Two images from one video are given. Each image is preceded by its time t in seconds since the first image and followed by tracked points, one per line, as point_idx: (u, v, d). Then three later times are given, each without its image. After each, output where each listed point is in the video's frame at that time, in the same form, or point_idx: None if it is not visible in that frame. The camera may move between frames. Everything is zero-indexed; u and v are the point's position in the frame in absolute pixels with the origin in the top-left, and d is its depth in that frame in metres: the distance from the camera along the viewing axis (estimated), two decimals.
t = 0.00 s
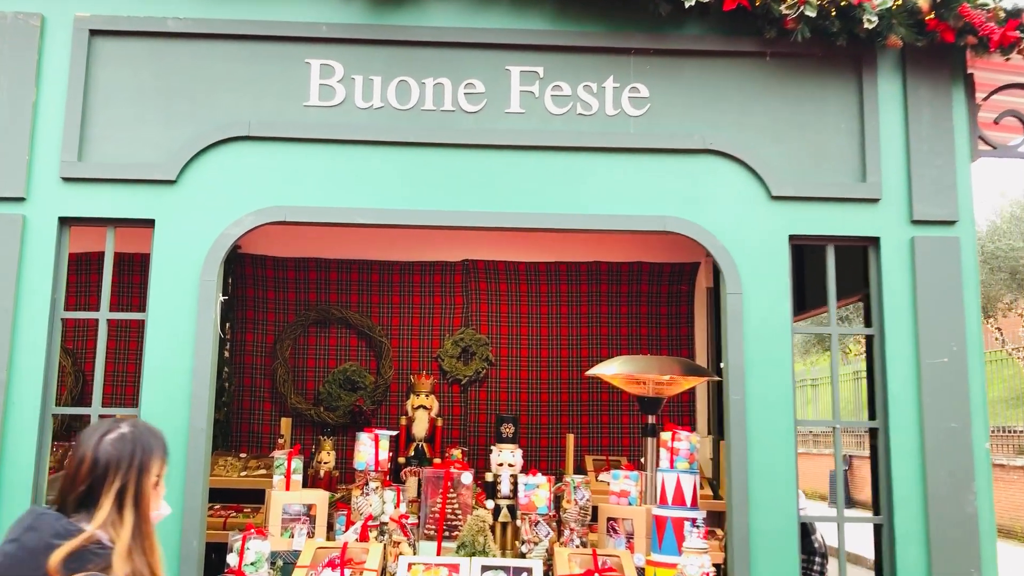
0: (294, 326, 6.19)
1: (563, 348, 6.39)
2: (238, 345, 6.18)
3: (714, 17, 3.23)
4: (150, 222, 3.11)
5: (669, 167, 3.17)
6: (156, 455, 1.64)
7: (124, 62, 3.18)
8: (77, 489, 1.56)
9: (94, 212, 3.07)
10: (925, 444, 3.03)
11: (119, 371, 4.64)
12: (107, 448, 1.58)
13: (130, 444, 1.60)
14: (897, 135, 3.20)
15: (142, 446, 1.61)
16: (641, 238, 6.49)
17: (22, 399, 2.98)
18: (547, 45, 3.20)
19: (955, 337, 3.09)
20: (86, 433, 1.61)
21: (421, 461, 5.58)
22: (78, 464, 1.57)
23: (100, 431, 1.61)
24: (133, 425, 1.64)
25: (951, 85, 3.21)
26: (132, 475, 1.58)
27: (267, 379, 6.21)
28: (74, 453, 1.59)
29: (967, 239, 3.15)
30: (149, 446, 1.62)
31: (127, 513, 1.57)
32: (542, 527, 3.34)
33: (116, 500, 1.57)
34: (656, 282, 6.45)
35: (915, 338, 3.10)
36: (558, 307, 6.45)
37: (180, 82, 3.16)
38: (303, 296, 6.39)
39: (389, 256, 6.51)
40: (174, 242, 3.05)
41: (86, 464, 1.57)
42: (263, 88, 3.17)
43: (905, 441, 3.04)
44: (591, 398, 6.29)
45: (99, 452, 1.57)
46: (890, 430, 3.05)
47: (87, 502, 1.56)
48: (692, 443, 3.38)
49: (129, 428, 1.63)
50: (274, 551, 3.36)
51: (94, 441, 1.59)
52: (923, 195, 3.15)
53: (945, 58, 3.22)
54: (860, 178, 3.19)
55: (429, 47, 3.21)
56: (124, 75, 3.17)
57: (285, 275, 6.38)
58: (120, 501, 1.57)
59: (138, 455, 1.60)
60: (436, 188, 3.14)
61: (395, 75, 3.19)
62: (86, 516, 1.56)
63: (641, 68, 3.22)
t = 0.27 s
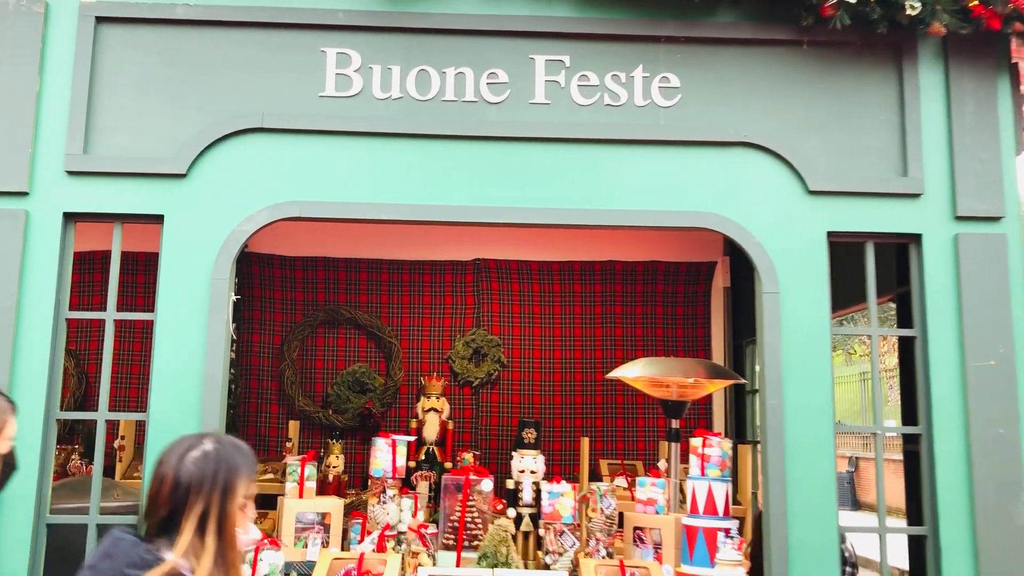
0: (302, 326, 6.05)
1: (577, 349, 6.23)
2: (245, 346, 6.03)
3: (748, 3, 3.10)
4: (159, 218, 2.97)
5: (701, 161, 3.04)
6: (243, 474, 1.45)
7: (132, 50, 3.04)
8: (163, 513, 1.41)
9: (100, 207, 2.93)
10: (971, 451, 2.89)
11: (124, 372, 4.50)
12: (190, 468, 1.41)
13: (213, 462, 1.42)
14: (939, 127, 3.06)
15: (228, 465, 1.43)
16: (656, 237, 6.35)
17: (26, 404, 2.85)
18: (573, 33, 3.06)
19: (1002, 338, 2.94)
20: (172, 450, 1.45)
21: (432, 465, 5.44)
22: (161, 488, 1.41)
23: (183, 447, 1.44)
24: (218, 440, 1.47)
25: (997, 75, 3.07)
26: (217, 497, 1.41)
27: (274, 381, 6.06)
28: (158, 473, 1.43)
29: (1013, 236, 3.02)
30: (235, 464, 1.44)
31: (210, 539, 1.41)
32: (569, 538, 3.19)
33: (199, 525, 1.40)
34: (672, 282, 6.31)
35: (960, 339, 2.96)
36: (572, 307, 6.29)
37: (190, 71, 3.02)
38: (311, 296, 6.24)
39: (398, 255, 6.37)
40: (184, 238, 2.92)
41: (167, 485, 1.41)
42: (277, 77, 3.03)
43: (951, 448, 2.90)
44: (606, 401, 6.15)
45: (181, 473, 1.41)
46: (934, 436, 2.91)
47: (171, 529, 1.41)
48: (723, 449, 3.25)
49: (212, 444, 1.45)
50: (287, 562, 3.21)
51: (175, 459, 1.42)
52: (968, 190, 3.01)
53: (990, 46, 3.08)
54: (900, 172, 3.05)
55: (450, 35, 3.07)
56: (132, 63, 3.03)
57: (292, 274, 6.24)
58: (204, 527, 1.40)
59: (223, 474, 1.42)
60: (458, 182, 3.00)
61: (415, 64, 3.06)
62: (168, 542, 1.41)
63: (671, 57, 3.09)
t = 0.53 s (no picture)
0: (313, 327, 5.93)
1: (592, 350, 6.11)
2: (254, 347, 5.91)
3: None
4: (174, 216, 2.86)
5: (736, 156, 2.92)
6: (350, 502, 1.33)
7: (144, 42, 2.93)
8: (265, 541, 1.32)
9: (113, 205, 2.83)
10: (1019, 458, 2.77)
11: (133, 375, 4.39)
12: (292, 494, 1.31)
13: (315, 489, 1.31)
14: (983, 120, 2.95)
15: (332, 492, 1.32)
16: (673, 236, 6.25)
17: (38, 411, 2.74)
18: (602, 24, 2.95)
19: None
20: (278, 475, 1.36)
21: (446, 469, 5.33)
22: (263, 514, 1.32)
23: (287, 472, 1.35)
24: (322, 464, 1.36)
25: None
26: (320, 525, 1.30)
27: (284, 382, 5.95)
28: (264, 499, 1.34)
29: None
30: (340, 491, 1.33)
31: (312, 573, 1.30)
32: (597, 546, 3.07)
33: (301, 557, 1.30)
34: (689, 282, 6.20)
35: (1006, 342, 2.84)
36: (587, 307, 6.17)
37: (206, 63, 2.91)
38: (322, 297, 6.13)
39: (410, 254, 6.25)
40: (199, 237, 2.81)
41: (270, 514, 1.31)
42: (295, 70, 2.92)
43: (997, 454, 2.79)
44: (622, 403, 6.03)
45: (283, 500, 1.31)
46: (981, 442, 2.79)
47: (271, 559, 1.31)
48: (757, 455, 3.12)
49: (316, 469, 1.35)
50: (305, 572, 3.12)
51: (278, 486, 1.33)
52: (1013, 186, 2.89)
53: None
54: (943, 167, 2.94)
55: (474, 25, 2.96)
56: (145, 55, 2.92)
57: (302, 274, 6.13)
58: (306, 559, 1.30)
59: (326, 501, 1.31)
60: (483, 179, 2.89)
61: (438, 55, 2.95)
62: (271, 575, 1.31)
63: (704, 49, 2.98)
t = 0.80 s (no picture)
0: (333, 325, 5.83)
1: (616, 348, 5.99)
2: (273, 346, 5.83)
3: None
4: (202, 209, 2.77)
5: (783, 144, 2.81)
6: (513, 500, 1.25)
7: (170, 29, 2.84)
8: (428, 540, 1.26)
9: (139, 198, 2.74)
10: None
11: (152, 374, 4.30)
12: (452, 492, 1.24)
13: (475, 487, 1.24)
14: None
15: (491, 490, 1.24)
16: (699, 232, 6.14)
17: (65, 412, 2.66)
18: (643, 8, 2.85)
19: None
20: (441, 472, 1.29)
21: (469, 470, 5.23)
22: (423, 514, 1.26)
23: (445, 468, 1.28)
24: (482, 461, 1.28)
25: None
26: (483, 524, 1.23)
27: (304, 382, 5.86)
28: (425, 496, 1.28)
29: None
30: (500, 488, 1.24)
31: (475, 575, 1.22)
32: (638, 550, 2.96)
33: (463, 559, 1.22)
34: (715, 278, 6.08)
35: None
36: (611, 305, 6.04)
37: (234, 51, 2.82)
38: (342, 295, 6.04)
39: (430, 251, 6.15)
40: (229, 230, 2.72)
41: (430, 512, 1.25)
42: (326, 58, 2.83)
43: None
44: (647, 403, 5.92)
45: (442, 498, 1.24)
46: None
47: (433, 559, 1.25)
48: (804, 454, 3.00)
49: (476, 466, 1.27)
50: None
51: (437, 483, 1.26)
52: None
53: None
54: (999, 156, 2.83)
55: (510, 11, 2.86)
56: (170, 43, 2.83)
57: (322, 272, 6.04)
58: (468, 560, 1.22)
59: (489, 500, 1.23)
60: (521, 169, 2.79)
61: (474, 42, 2.85)
62: None
63: (748, 34, 2.87)
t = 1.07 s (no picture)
0: (361, 321, 5.74)
1: (649, 344, 5.86)
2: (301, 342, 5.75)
3: None
4: (239, 196, 2.69)
5: (842, 125, 2.69)
6: (690, 497, 1.25)
7: (204, 11, 2.75)
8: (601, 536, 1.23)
9: (175, 184, 2.67)
10: None
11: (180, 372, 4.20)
12: (634, 486, 1.22)
13: (658, 484, 1.23)
14: None
15: (675, 490, 1.23)
16: (733, 225, 6.02)
17: (99, 403, 2.62)
18: None
19: None
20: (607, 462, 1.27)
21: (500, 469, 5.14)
22: (598, 508, 1.24)
23: (619, 462, 1.26)
24: (657, 457, 1.27)
25: None
26: (662, 524, 1.22)
27: (333, 378, 5.77)
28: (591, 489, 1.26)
29: None
30: (682, 488, 1.24)
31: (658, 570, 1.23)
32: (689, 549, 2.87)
33: (645, 556, 1.22)
34: (750, 271, 5.93)
35: None
36: (643, 300, 5.91)
37: (270, 34, 2.74)
38: (371, 290, 5.93)
39: (459, 245, 6.03)
40: (267, 217, 2.64)
41: (609, 508, 1.23)
42: (365, 39, 2.74)
43: None
44: (681, 400, 5.80)
45: (623, 496, 1.22)
46: None
47: (613, 556, 1.24)
48: (863, 450, 2.88)
49: (654, 462, 1.26)
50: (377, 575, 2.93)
51: (613, 477, 1.24)
52: None
53: None
54: None
55: None
56: (204, 25, 2.74)
57: (350, 268, 5.92)
58: (651, 557, 1.23)
59: (671, 500, 1.23)
60: (567, 152, 2.69)
61: (517, 22, 2.75)
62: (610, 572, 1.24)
63: (803, 10, 2.76)
